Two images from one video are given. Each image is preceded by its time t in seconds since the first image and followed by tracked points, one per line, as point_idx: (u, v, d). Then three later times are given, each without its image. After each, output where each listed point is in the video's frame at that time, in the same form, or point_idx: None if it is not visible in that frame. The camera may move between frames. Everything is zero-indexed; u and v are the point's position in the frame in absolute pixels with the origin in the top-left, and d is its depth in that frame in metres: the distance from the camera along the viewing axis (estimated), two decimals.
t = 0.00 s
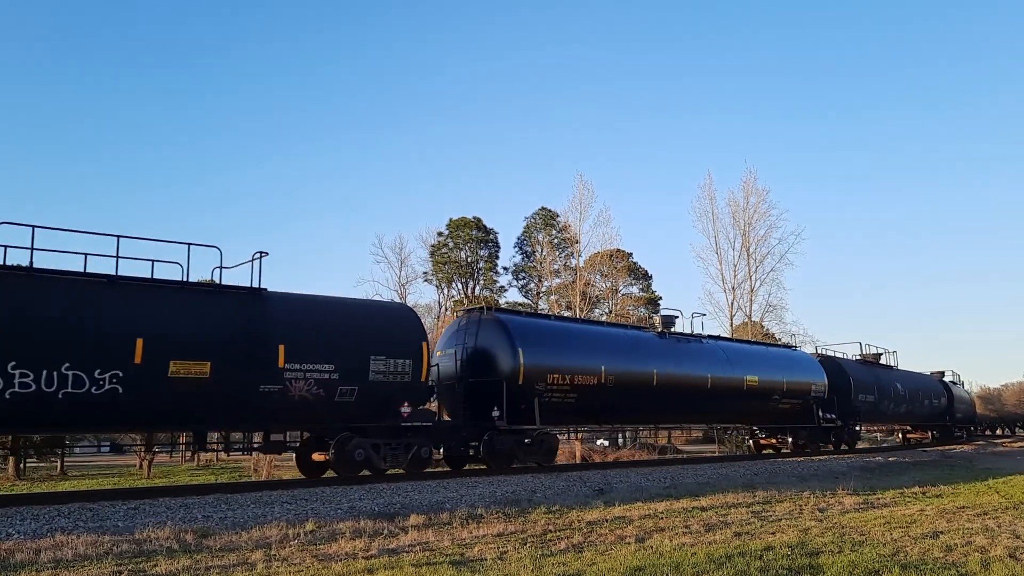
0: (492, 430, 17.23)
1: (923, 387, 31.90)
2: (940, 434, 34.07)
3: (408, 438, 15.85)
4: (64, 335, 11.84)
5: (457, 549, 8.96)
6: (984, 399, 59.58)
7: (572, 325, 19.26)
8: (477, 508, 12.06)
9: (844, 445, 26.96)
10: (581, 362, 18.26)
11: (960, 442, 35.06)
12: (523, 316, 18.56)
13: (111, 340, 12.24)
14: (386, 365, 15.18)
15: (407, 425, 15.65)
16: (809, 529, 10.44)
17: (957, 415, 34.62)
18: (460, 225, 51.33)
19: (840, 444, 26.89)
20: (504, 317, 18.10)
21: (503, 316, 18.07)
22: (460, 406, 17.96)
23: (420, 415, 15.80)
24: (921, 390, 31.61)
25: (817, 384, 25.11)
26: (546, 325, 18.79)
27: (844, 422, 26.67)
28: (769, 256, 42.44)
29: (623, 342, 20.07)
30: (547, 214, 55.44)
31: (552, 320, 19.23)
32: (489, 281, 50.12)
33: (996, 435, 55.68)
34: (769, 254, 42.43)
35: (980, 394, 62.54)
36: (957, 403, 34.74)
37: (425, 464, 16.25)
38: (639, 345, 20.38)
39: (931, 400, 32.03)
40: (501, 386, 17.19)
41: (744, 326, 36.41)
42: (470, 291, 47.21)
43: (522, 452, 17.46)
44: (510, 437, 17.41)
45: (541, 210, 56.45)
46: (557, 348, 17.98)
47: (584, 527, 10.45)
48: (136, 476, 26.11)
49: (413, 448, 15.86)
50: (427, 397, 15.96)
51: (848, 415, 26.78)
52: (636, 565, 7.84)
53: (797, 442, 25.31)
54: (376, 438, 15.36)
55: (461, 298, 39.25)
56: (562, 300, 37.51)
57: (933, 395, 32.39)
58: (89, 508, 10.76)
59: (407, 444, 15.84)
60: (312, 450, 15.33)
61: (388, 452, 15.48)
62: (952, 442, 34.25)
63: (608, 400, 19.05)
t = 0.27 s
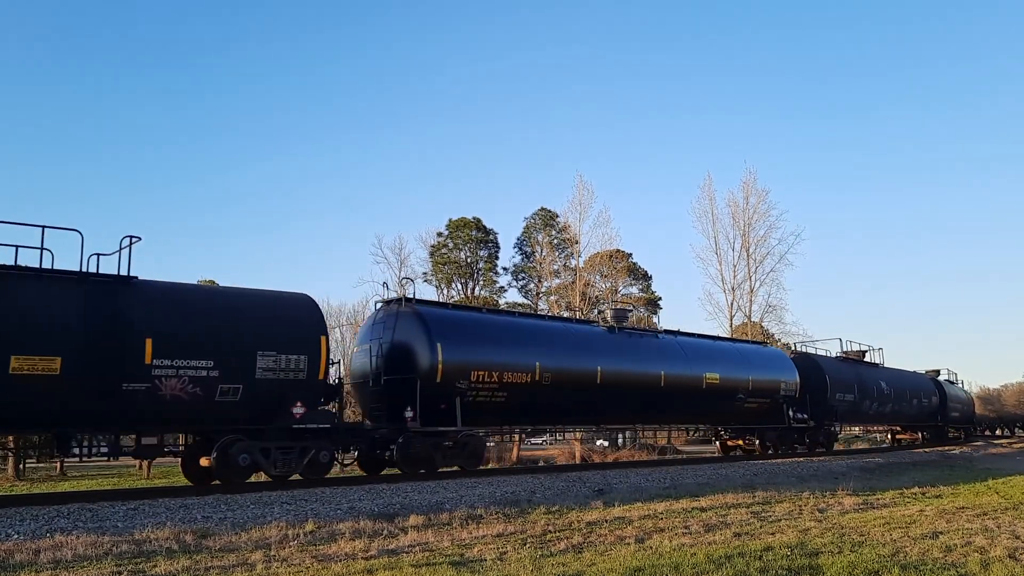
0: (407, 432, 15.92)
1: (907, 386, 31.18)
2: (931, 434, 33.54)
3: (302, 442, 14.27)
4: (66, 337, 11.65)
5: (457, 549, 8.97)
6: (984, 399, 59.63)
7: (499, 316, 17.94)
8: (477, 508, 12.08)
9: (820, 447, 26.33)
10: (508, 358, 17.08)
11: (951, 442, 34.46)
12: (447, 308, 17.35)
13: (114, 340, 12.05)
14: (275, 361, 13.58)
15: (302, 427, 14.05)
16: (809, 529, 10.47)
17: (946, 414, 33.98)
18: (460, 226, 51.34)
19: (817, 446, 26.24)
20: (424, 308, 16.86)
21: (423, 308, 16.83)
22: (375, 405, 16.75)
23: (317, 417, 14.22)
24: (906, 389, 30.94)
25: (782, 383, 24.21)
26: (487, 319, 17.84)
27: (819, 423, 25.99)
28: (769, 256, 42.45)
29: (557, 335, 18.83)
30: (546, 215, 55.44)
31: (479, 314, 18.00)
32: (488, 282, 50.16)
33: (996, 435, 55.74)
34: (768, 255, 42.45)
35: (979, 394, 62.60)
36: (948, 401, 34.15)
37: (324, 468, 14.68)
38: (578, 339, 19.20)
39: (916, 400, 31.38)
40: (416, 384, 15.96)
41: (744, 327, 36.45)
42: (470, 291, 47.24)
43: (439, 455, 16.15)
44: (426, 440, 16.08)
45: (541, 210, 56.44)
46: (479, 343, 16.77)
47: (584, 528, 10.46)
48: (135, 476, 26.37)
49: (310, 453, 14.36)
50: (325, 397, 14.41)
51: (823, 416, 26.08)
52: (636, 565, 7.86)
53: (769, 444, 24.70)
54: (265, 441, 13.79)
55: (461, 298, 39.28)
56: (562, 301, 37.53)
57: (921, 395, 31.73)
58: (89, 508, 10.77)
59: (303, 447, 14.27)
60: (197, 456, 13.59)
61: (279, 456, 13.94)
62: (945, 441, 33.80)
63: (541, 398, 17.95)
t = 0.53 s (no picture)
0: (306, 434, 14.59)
1: (889, 384, 30.10)
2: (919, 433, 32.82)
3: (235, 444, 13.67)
4: (60, 338, 11.69)
5: (457, 549, 8.97)
6: (984, 399, 59.64)
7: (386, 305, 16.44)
8: (477, 508, 12.08)
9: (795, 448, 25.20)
10: (423, 355, 15.83)
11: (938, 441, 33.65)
12: (358, 299, 16.12)
13: (108, 340, 12.10)
14: (141, 356, 12.37)
15: (170, 429, 12.74)
16: (808, 529, 10.47)
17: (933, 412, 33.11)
18: (460, 226, 51.34)
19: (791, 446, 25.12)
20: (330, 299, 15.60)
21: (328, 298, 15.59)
22: (270, 403, 15.47)
23: (190, 417, 12.99)
24: (888, 386, 29.89)
25: (748, 381, 22.96)
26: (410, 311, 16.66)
27: (794, 423, 24.83)
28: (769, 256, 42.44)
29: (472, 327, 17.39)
30: (546, 215, 55.44)
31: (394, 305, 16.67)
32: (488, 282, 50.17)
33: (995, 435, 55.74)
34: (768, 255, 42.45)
35: (979, 394, 62.61)
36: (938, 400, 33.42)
37: (202, 475, 13.29)
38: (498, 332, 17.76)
39: (900, 399, 30.33)
40: (313, 381, 14.70)
41: (743, 327, 36.47)
42: (470, 292, 47.30)
43: (342, 460, 14.80)
44: (327, 443, 14.74)
45: (540, 211, 56.42)
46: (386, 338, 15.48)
47: (583, 528, 10.46)
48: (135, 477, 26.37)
49: (184, 457, 13.00)
50: (202, 395, 13.16)
51: (799, 416, 24.90)
52: (636, 565, 7.86)
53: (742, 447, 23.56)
54: (131, 445, 12.46)
55: (461, 298, 39.29)
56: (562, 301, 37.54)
57: (905, 393, 30.73)
58: (89, 509, 10.79)
59: (175, 451, 12.91)
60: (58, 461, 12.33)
61: (146, 462, 12.54)
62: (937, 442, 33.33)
63: (469, 397, 16.86)
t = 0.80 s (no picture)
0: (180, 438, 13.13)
1: (867, 382, 28.99)
2: (905, 432, 32.08)
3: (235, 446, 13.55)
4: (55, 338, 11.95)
5: (456, 550, 8.96)
6: (983, 399, 59.66)
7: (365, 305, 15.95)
8: (476, 508, 12.09)
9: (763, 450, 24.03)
10: (317, 350, 14.32)
11: (924, 440, 32.84)
12: (251, 287, 14.65)
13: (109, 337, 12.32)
14: None
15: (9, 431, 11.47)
16: (808, 529, 10.48)
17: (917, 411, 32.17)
18: (459, 226, 51.34)
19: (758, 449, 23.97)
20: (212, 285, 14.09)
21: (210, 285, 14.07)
22: (149, 404, 14.08)
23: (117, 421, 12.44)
24: (867, 384, 28.82)
25: (704, 379, 21.54)
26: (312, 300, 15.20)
27: (761, 424, 23.66)
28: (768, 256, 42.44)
29: (431, 324, 16.47)
30: (546, 215, 55.43)
31: (329, 298, 15.61)
32: (488, 282, 50.17)
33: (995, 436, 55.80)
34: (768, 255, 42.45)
35: (979, 394, 62.67)
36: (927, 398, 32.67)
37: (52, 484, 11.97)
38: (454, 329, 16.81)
39: (880, 398, 29.25)
40: (188, 379, 13.20)
41: (743, 327, 36.48)
42: (470, 292, 47.30)
43: (224, 466, 13.27)
44: (207, 447, 13.26)
45: (540, 211, 56.40)
46: (298, 332, 14.25)
47: (583, 528, 10.46)
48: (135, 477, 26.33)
49: (28, 464, 11.66)
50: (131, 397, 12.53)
51: (766, 416, 23.74)
52: (636, 565, 7.86)
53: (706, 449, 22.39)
54: None
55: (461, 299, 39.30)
56: (561, 301, 37.55)
57: (885, 392, 29.74)
58: (89, 509, 10.79)
59: (19, 456, 11.61)
60: None
61: None
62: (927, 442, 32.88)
63: (440, 395, 16.08)
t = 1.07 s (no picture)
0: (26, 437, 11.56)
1: (843, 380, 27.69)
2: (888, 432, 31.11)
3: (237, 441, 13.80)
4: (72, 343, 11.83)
5: (456, 549, 8.96)
6: (983, 400, 59.71)
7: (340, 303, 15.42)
8: (476, 508, 12.08)
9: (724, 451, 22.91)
10: (193, 345, 12.88)
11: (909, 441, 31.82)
12: (131, 274, 13.31)
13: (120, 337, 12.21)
14: None
15: None
16: (808, 529, 10.48)
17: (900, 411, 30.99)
18: (459, 225, 51.34)
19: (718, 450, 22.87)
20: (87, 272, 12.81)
21: (86, 273, 12.77)
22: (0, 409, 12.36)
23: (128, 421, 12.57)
24: (843, 382, 27.55)
25: (654, 377, 20.09)
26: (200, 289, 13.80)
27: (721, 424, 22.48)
28: (768, 256, 42.45)
29: (409, 323, 15.94)
30: (545, 215, 55.42)
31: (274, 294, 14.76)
32: (487, 282, 50.19)
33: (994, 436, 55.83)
34: (767, 255, 42.46)
35: (978, 395, 62.71)
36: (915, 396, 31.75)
37: None
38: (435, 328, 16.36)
39: (858, 397, 27.97)
40: (38, 375, 11.70)
41: (743, 327, 36.52)
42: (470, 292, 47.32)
43: (78, 466, 11.62)
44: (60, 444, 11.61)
45: (540, 211, 56.40)
46: (231, 327, 13.38)
47: (583, 528, 10.47)
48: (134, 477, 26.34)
49: None
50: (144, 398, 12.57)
51: (726, 416, 22.54)
52: (635, 565, 7.85)
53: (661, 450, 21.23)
54: None
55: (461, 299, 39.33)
56: (561, 301, 37.57)
57: (865, 390, 28.48)
58: (88, 508, 10.78)
59: None
60: None
61: None
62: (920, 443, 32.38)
63: (441, 394, 15.96)
